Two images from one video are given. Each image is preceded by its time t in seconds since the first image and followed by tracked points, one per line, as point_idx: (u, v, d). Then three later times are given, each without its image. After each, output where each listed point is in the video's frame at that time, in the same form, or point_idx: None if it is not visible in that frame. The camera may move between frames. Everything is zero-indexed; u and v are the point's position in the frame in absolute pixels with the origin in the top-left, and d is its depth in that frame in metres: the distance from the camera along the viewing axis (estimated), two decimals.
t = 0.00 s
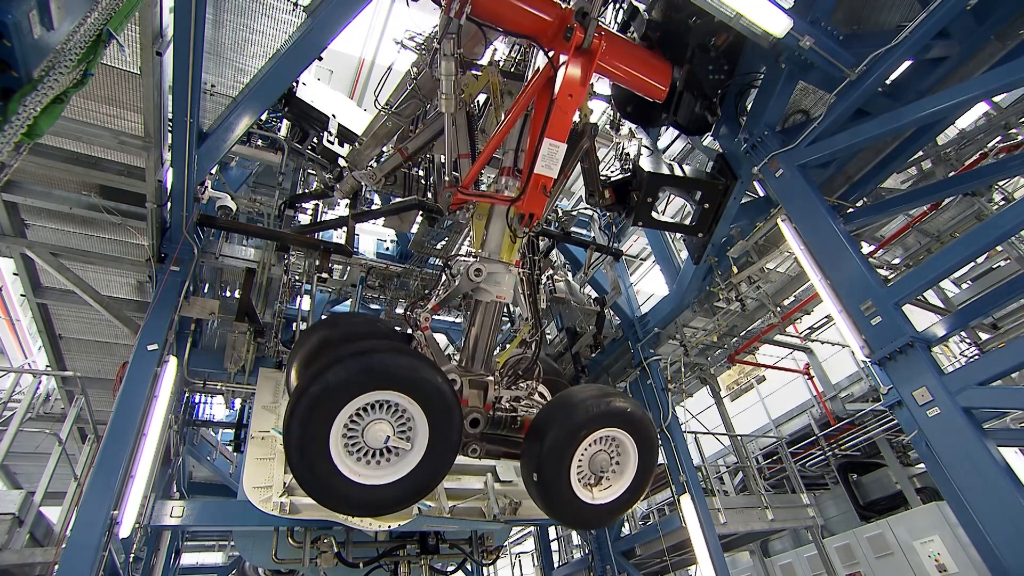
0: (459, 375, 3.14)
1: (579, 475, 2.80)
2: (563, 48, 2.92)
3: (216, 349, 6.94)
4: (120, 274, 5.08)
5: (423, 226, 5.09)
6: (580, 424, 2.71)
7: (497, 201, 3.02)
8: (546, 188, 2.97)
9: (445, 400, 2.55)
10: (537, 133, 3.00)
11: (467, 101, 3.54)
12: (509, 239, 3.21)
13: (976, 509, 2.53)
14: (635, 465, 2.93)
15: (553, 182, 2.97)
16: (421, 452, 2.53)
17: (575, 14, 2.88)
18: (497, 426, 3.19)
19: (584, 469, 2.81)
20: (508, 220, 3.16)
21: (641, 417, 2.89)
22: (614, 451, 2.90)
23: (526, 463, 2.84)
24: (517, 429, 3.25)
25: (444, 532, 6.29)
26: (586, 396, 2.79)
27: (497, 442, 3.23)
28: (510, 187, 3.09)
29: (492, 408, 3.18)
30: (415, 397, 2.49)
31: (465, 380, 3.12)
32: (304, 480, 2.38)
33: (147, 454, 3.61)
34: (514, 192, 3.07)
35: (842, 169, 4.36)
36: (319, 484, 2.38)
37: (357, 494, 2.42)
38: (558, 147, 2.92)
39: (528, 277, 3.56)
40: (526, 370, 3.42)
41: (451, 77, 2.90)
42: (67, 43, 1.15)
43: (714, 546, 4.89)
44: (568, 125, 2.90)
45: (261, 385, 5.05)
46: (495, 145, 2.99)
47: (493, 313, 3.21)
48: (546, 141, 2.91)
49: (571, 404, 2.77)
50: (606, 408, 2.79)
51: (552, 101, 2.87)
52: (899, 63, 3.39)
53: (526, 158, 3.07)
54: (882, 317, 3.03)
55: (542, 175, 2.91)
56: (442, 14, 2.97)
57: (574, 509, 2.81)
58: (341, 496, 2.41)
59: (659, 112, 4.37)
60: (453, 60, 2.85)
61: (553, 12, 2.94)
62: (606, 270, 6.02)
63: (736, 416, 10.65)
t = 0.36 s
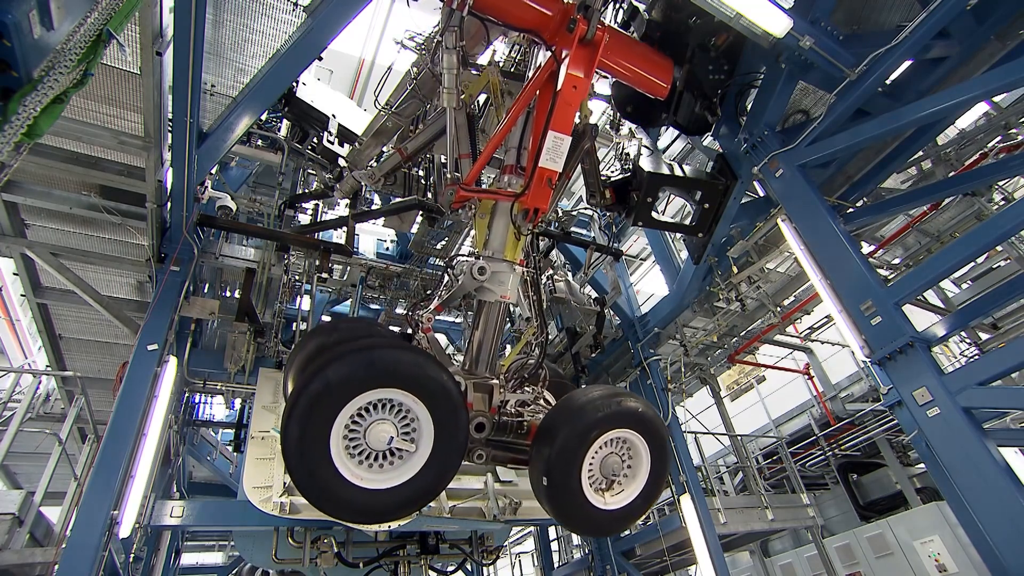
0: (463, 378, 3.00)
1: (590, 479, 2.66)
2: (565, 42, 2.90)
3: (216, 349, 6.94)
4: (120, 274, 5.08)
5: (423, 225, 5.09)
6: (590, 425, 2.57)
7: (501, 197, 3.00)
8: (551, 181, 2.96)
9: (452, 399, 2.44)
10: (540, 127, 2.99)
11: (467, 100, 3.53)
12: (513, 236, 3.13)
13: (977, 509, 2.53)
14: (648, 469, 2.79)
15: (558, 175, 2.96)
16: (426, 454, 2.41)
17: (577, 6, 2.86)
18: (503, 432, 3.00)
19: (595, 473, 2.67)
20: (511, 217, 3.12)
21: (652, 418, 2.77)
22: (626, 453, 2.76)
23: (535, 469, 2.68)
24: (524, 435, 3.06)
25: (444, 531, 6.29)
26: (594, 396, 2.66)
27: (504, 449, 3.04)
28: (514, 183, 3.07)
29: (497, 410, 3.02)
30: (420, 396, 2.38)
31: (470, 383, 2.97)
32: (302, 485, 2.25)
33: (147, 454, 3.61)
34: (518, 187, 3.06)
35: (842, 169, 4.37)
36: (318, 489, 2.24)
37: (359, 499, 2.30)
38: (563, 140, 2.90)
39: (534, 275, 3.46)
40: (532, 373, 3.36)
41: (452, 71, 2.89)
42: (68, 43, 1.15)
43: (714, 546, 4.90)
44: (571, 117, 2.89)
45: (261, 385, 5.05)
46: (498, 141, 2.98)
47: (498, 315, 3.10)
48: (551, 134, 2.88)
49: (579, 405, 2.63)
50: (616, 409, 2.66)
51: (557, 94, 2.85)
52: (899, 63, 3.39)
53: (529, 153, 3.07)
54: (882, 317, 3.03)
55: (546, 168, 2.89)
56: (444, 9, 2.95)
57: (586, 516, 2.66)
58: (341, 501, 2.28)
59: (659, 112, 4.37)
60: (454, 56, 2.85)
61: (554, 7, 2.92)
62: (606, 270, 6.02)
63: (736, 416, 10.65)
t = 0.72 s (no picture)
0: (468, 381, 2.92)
1: (602, 481, 2.63)
2: (568, 35, 2.89)
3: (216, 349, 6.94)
4: (120, 274, 5.08)
5: (423, 226, 5.09)
6: (601, 425, 2.56)
7: (506, 191, 2.96)
8: (556, 174, 2.91)
9: (457, 394, 2.43)
10: (543, 124, 3.02)
11: (467, 100, 3.53)
12: (518, 232, 3.06)
13: (976, 509, 2.53)
14: (660, 471, 2.77)
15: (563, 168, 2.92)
16: (431, 454, 2.40)
17: None
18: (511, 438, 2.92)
19: (607, 477, 2.64)
20: (516, 213, 3.05)
21: (663, 418, 2.76)
22: (637, 455, 2.74)
23: (545, 473, 2.63)
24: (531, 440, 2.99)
25: (444, 532, 6.29)
26: (604, 396, 2.66)
27: (510, 453, 2.98)
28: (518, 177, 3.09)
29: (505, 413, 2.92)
30: (425, 393, 2.38)
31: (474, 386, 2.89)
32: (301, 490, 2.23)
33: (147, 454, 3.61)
34: (523, 182, 3.02)
35: (842, 169, 4.37)
36: (317, 492, 2.22)
37: (363, 502, 2.27)
38: (567, 132, 2.85)
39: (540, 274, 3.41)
40: (537, 377, 3.33)
41: (456, 65, 2.85)
42: (68, 43, 1.15)
43: (714, 545, 4.92)
44: (576, 110, 2.86)
45: (261, 385, 5.04)
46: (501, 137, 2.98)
47: (501, 314, 3.00)
48: (555, 126, 2.84)
49: (589, 405, 2.62)
50: (627, 408, 2.66)
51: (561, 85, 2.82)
52: (899, 63, 3.40)
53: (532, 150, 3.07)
54: (883, 317, 3.03)
55: (551, 160, 2.84)
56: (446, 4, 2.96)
57: (599, 520, 2.61)
58: (344, 505, 2.25)
59: (659, 112, 4.37)
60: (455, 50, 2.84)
61: (556, 2, 2.91)
62: (606, 270, 6.02)
63: (736, 416, 10.65)
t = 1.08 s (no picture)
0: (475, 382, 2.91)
1: (615, 483, 2.59)
2: (571, 28, 2.86)
3: (216, 349, 6.95)
4: (121, 274, 5.08)
5: (423, 226, 5.10)
6: (613, 424, 2.53)
7: (509, 186, 2.90)
8: (561, 168, 2.84)
9: (464, 390, 2.41)
10: (547, 119, 2.97)
11: (468, 101, 3.56)
12: (522, 228, 3.04)
13: (976, 509, 2.53)
14: (674, 473, 2.73)
15: (569, 160, 2.83)
16: (437, 454, 2.36)
17: None
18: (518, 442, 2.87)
19: (620, 479, 2.60)
20: (520, 208, 3.03)
21: (677, 417, 2.73)
22: (650, 455, 2.71)
23: (555, 477, 2.59)
24: (539, 445, 2.94)
25: (444, 532, 6.29)
26: (615, 394, 2.63)
27: (517, 458, 2.92)
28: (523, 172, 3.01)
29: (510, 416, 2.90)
30: (430, 389, 2.36)
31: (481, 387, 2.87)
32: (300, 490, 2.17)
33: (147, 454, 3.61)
34: (527, 177, 2.95)
35: (842, 169, 4.37)
36: (317, 493, 2.17)
37: (365, 504, 2.22)
38: (572, 124, 2.79)
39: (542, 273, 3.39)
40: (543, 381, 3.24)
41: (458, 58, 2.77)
42: (68, 42, 1.15)
43: (714, 545, 4.93)
44: (581, 101, 2.79)
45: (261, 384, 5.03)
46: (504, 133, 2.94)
47: (506, 314, 2.96)
48: (559, 117, 2.78)
49: (599, 405, 2.59)
50: (639, 407, 2.63)
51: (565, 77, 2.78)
52: (899, 63, 3.40)
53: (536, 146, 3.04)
54: (883, 317, 3.03)
55: (556, 152, 2.75)
56: None
57: (613, 524, 2.56)
58: (345, 507, 2.20)
59: (659, 113, 4.38)
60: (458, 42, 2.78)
61: None
62: (606, 270, 6.02)
63: (736, 416, 10.65)
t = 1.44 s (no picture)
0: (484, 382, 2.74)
1: (629, 484, 2.54)
2: (574, 21, 2.84)
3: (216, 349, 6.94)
4: (121, 274, 5.08)
5: (423, 226, 5.10)
6: (627, 422, 2.49)
7: (513, 180, 2.84)
8: (566, 160, 2.80)
9: (472, 384, 2.29)
10: (551, 113, 2.96)
11: (468, 102, 3.56)
12: (527, 223, 2.96)
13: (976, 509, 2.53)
14: (687, 473, 2.70)
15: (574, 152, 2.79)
16: (444, 453, 2.23)
17: None
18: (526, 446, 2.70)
19: (634, 479, 2.56)
20: (524, 203, 2.96)
21: (690, 414, 2.72)
22: (662, 455, 2.68)
23: (566, 478, 2.52)
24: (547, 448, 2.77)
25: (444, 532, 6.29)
26: (626, 392, 2.60)
27: (525, 461, 2.78)
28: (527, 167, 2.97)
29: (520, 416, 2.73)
30: (436, 382, 2.24)
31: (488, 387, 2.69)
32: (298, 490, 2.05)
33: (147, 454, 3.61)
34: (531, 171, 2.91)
35: (842, 169, 4.37)
36: (317, 492, 2.04)
37: (368, 505, 2.09)
38: (576, 116, 2.74)
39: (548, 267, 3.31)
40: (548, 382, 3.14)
41: (461, 53, 2.73)
42: (68, 42, 1.15)
43: (714, 544, 4.94)
44: (585, 92, 2.76)
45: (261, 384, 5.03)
46: (507, 128, 2.92)
47: (512, 314, 2.84)
48: (563, 109, 2.73)
49: (612, 403, 2.55)
50: (653, 404, 2.60)
51: (568, 69, 2.75)
52: (899, 63, 3.40)
53: (540, 142, 3.01)
54: (882, 317, 3.03)
55: (559, 145, 2.72)
56: None
57: (628, 527, 2.49)
58: (347, 509, 2.07)
59: (659, 113, 4.37)
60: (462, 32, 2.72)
61: None
62: (606, 270, 6.02)
63: (736, 416, 10.65)
